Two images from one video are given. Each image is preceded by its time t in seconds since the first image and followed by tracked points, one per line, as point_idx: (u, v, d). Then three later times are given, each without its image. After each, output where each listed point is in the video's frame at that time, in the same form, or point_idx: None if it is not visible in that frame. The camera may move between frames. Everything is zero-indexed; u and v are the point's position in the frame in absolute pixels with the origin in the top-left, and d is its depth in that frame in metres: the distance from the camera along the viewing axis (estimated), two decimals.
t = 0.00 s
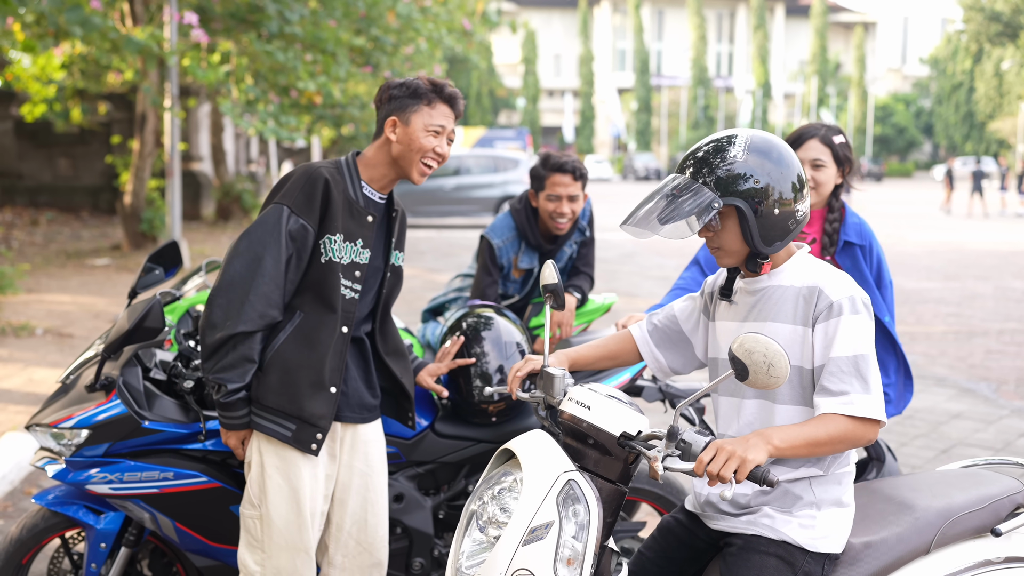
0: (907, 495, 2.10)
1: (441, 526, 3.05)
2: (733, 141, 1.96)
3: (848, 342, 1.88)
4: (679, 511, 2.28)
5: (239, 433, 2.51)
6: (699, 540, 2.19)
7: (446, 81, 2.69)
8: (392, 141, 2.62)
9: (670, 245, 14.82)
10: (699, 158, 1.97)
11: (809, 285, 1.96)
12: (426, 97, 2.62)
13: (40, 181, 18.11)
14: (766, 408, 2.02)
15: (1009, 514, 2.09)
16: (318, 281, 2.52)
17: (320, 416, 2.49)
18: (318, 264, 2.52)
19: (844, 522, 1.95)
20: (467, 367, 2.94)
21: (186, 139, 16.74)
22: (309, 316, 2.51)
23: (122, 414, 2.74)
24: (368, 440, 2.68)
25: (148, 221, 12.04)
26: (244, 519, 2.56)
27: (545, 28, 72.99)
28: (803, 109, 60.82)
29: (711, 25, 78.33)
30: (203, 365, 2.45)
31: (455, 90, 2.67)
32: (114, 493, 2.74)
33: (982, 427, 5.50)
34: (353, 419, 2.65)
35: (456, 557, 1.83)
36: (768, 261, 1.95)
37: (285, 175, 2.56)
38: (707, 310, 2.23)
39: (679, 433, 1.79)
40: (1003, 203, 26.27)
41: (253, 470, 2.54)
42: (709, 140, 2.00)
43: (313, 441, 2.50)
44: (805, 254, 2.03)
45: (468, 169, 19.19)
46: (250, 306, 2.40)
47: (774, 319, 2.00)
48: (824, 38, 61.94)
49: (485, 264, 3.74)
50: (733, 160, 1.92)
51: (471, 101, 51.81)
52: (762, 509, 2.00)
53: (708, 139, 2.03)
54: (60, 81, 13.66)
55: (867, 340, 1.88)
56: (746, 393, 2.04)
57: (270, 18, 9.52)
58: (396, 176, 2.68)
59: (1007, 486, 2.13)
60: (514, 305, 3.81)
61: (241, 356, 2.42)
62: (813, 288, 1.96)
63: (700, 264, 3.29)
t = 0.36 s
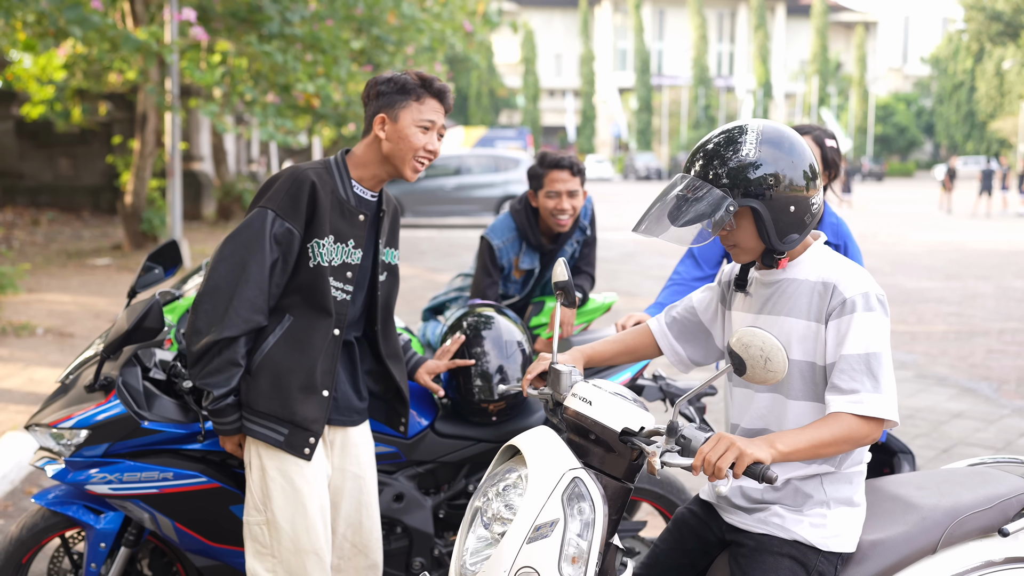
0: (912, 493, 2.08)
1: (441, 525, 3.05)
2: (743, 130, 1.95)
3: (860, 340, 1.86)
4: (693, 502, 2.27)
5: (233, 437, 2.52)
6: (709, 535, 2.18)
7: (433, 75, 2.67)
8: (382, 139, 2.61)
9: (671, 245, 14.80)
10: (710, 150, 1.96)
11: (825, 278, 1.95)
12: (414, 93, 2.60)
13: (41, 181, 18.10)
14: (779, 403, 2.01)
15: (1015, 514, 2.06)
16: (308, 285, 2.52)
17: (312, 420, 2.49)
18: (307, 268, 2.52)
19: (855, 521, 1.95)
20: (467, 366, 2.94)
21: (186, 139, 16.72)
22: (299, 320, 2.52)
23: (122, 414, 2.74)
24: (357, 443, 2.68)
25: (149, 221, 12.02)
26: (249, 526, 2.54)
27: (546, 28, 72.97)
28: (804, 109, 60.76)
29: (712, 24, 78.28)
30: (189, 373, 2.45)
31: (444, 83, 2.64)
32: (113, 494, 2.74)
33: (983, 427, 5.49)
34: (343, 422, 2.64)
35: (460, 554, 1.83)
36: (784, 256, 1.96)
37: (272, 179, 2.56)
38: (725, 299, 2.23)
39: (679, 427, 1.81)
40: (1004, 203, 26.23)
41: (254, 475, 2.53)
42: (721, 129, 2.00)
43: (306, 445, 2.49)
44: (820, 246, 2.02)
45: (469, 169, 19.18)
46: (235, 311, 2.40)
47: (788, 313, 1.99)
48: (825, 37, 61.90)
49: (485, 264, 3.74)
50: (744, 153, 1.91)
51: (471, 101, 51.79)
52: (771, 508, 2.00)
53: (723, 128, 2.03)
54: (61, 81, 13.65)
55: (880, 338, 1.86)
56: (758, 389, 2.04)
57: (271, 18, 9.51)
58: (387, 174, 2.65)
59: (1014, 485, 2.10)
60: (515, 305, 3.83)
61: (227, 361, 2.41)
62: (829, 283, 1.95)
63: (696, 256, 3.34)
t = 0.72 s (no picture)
0: (935, 493, 2.07)
1: (440, 525, 3.07)
2: (755, 138, 1.95)
3: (869, 344, 1.84)
4: (718, 501, 2.27)
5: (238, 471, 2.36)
6: (736, 532, 2.18)
7: (398, 45, 2.45)
8: (360, 129, 2.42)
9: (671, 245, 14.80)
10: (725, 158, 1.96)
11: (847, 282, 1.94)
12: (385, 74, 2.40)
13: (42, 181, 18.10)
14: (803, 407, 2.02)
15: None
16: (317, 305, 2.40)
17: (333, 440, 2.45)
18: (316, 288, 2.39)
19: (883, 523, 1.94)
20: (466, 364, 2.94)
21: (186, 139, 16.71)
22: (312, 341, 2.41)
23: (121, 414, 2.73)
24: (358, 444, 2.63)
25: (149, 221, 12.01)
26: (260, 536, 2.49)
27: (547, 29, 72.97)
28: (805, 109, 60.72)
29: (713, 24, 78.27)
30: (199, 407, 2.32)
31: (413, 56, 2.43)
32: (113, 493, 2.74)
33: (984, 427, 5.48)
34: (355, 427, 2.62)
35: (485, 545, 1.90)
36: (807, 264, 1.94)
37: (263, 199, 2.36)
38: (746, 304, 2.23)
39: (668, 413, 1.84)
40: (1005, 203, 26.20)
41: (263, 485, 2.46)
42: (736, 135, 1.99)
43: (330, 465, 2.47)
44: (845, 248, 2.01)
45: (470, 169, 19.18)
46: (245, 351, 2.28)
47: (808, 320, 1.99)
48: (826, 37, 61.87)
49: (485, 263, 3.75)
50: (758, 162, 1.91)
51: (472, 101, 51.78)
52: (802, 506, 2.00)
53: (741, 132, 2.02)
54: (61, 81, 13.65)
55: (894, 344, 1.84)
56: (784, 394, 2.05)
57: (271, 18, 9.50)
58: (372, 163, 2.48)
59: None
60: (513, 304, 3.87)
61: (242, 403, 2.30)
62: (850, 290, 1.94)
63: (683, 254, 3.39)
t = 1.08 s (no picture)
0: (980, 493, 2.14)
1: (440, 524, 3.07)
2: (813, 151, 1.92)
3: (921, 355, 1.83)
4: (762, 501, 2.25)
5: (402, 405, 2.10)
6: (779, 531, 2.16)
7: (398, 43, 2.43)
8: (362, 127, 2.39)
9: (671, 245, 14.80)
10: (779, 171, 1.94)
11: (900, 294, 1.92)
12: (386, 72, 2.37)
13: (43, 181, 18.10)
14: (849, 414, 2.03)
15: None
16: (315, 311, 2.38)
17: (334, 448, 2.46)
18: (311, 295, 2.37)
19: (929, 525, 1.93)
20: (467, 366, 2.93)
21: (187, 138, 16.70)
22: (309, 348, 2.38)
23: (120, 413, 2.73)
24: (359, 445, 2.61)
25: (150, 221, 12.01)
26: (259, 536, 2.51)
27: (547, 29, 72.99)
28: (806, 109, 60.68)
29: (714, 23, 78.29)
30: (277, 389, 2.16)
31: (413, 54, 2.41)
32: (111, 492, 2.74)
33: (984, 426, 5.48)
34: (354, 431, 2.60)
35: (537, 545, 1.86)
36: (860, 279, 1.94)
37: (257, 203, 2.30)
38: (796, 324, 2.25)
39: (712, 406, 1.84)
40: (1006, 203, 26.16)
41: (261, 485, 2.51)
42: (790, 148, 1.97)
43: (332, 472, 2.46)
44: (900, 260, 1.99)
45: (470, 169, 19.18)
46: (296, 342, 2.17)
47: (861, 332, 1.98)
48: (826, 37, 61.78)
49: (481, 261, 3.73)
50: (815, 178, 1.88)
51: (473, 101, 51.79)
52: (850, 507, 1.97)
53: (797, 143, 1.99)
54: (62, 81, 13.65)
55: (949, 358, 1.83)
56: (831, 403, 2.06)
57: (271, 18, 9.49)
58: (370, 160, 2.45)
59: None
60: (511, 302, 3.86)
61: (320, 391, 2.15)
62: (900, 304, 1.92)
63: (673, 254, 3.47)
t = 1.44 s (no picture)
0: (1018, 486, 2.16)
1: (441, 524, 3.06)
2: (866, 148, 1.95)
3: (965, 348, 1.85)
4: (807, 496, 2.27)
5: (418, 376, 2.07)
6: (827, 526, 2.19)
7: (391, 43, 2.39)
8: (361, 130, 2.34)
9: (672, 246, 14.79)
10: (828, 168, 1.98)
11: (940, 292, 1.95)
12: (384, 73, 2.33)
13: (43, 181, 18.11)
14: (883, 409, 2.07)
15: None
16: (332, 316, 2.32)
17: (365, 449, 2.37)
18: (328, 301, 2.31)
19: (976, 516, 1.95)
20: (468, 368, 2.94)
21: (188, 139, 16.69)
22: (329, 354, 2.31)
23: (121, 414, 2.73)
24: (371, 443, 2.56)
25: (150, 221, 12.01)
26: (289, 548, 2.40)
27: (548, 29, 73.03)
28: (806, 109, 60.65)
29: (715, 23, 78.29)
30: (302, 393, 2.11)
31: (407, 52, 2.37)
32: (112, 493, 2.74)
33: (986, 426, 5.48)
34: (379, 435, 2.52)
35: (597, 540, 1.88)
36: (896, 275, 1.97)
37: (261, 217, 2.24)
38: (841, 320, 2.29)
39: (769, 399, 1.86)
40: (1007, 203, 26.13)
41: (292, 498, 2.39)
42: (842, 147, 2.00)
43: (368, 473, 2.38)
44: (938, 259, 2.01)
45: (471, 169, 19.17)
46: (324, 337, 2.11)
47: (903, 329, 2.01)
48: (826, 37, 61.75)
49: (486, 264, 3.75)
50: (866, 171, 1.92)
51: (473, 101, 51.80)
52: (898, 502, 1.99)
53: (850, 141, 2.02)
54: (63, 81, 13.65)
55: (988, 349, 1.85)
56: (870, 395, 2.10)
57: (272, 20, 9.50)
58: (369, 162, 2.41)
59: None
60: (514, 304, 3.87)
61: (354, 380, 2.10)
62: (942, 299, 1.95)
63: (667, 257, 3.44)
